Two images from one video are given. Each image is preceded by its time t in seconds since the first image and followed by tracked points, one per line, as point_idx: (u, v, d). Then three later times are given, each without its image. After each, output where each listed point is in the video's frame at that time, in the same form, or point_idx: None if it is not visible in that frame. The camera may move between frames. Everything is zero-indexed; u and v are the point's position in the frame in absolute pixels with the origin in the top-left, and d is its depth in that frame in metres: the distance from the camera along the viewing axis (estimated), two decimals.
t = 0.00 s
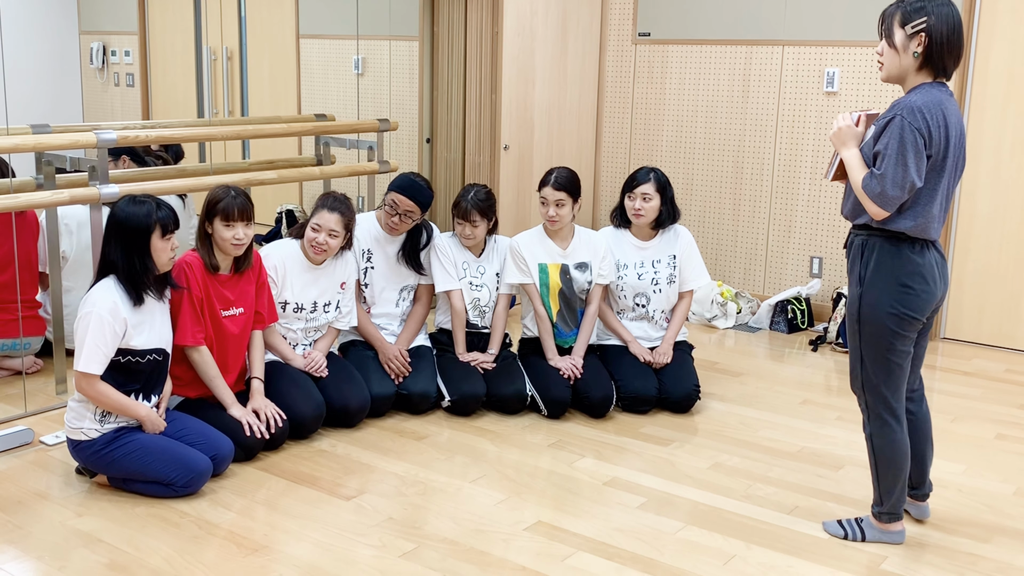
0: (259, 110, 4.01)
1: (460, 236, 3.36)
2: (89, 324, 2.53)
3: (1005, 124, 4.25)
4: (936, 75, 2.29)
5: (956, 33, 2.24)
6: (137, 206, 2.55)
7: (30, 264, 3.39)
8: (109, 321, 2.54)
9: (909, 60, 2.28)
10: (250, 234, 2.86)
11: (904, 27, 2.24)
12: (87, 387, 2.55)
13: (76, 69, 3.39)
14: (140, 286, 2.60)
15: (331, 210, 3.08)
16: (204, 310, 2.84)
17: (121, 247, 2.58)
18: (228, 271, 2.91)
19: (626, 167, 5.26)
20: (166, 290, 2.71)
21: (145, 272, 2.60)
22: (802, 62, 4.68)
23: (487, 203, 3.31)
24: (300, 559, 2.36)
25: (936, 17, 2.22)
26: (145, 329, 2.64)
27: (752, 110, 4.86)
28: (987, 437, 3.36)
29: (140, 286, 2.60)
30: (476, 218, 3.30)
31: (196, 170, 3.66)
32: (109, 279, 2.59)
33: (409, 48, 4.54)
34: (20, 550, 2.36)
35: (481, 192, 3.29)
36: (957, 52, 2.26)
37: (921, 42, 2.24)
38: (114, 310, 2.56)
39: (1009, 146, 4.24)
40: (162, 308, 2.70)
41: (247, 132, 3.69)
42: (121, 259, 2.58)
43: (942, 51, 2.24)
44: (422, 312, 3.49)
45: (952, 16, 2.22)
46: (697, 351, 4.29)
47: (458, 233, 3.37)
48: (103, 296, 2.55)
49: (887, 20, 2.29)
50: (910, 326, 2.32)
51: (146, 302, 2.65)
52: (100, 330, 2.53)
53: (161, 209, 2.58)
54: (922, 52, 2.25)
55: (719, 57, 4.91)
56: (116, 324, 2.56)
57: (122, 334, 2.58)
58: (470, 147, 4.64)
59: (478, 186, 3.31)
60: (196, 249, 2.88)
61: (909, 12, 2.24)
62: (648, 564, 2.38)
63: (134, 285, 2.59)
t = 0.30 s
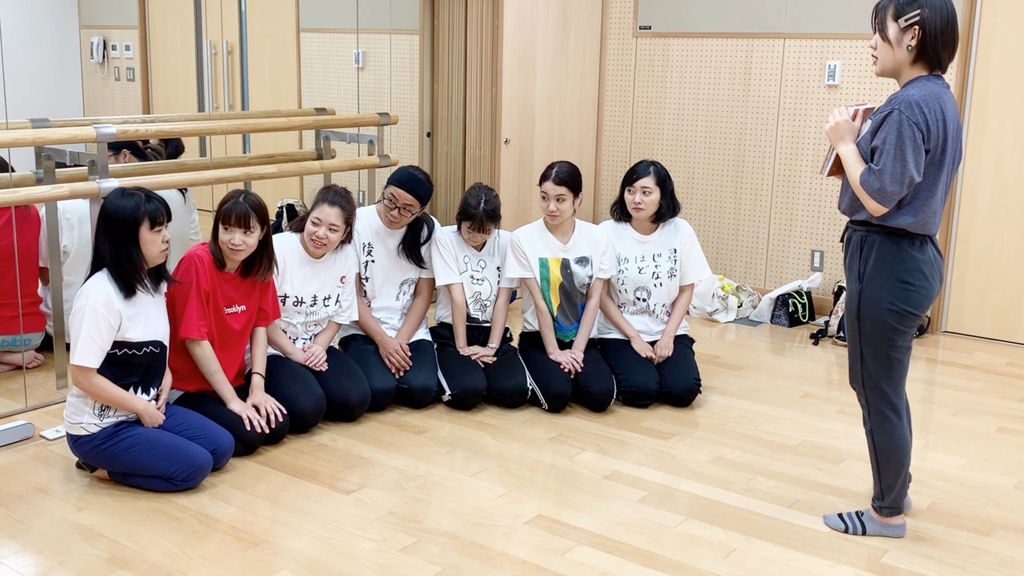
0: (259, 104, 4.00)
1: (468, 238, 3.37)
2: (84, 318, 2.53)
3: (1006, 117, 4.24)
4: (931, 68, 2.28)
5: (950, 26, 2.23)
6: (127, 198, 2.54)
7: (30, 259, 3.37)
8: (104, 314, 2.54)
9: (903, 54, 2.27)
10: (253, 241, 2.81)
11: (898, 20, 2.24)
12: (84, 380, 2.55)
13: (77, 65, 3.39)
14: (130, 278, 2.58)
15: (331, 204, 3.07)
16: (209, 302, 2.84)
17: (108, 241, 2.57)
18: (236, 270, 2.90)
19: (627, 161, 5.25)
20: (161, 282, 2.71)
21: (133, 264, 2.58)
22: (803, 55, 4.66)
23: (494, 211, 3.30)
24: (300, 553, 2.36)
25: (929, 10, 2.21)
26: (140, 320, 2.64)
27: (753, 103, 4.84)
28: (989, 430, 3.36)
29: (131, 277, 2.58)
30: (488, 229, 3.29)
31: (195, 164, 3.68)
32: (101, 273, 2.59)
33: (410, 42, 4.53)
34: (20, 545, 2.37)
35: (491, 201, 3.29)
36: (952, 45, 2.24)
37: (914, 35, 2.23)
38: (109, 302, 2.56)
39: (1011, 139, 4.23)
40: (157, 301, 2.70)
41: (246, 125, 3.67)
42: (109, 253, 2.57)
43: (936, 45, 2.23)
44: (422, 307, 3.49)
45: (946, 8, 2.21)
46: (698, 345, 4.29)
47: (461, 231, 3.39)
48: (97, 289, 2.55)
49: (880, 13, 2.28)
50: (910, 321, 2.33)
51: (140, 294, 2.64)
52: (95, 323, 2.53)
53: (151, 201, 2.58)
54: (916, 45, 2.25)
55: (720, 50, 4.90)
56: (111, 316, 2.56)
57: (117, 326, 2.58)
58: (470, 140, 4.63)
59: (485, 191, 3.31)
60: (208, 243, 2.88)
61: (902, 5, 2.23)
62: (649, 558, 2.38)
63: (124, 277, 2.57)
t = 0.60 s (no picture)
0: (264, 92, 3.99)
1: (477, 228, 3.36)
2: (86, 306, 2.52)
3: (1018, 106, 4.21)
4: (938, 56, 2.26)
5: (956, 13, 2.21)
6: (125, 184, 2.54)
7: (38, 246, 3.37)
8: (106, 302, 2.54)
9: (908, 41, 2.25)
10: (259, 228, 2.79)
11: (903, 7, 2.22)
12: (87, 367, 2.55)
13: (85, 52, 3.40)
14: (131, 265, 2.58)
15: (340, 199, 3.07)
16: (218, 289, 2.85)
17: (106, 227, 2.56)
18: (245, 257, 2.90)
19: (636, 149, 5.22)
20: (164, 269, 2.71)
21: (131, 250, 2.57)
22: (813, 43, 4.63)
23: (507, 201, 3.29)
24: (306, 541, 2.36)
25: None
26: (143, 307, 2.64)
27: (763, 91, 4.81)
28: (998, 421, 3.34)
29: (130, 264, 2.58)
30: (501, 217, 3.29)
31: (202, 152, 3.69)
32: (102, 261, 2.58)
33: (417, 29, 4.51)
34: (28, 532, 2.37)
35: (503, 187, 3.28)
36: (958, 33, 2.22)
37: (920, 23, 2.22)
38: (111, 289, 2.56)
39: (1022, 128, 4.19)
40: (159, 287, 2.70)
41: (254, 112, 3.68)
42: (107, 239, 2.57)
43: (942, 33, 2.21)
44: (430, 295, 3.48)
45: None
46: (706, 334, 4.27)
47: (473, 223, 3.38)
48: (99, 277, 2.55)
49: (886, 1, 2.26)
50: (920, 312, 2.31)
51: (141, 281, 2.64)
52: (98, 310, 2.53)
53: (148, 187, 2.57)
54: (921, 33, 2.23)
55: (730, 38, 4.86)
56: (114, 304, 2.56)
57: (120, 313, 2.58)
58: (478, 128, 4.59)
59: (498, 182, 3.30)
60: (216, 230, 2.88)
61: None
62: (655, 548, 2.38)
63: (125, 264, 2.57)
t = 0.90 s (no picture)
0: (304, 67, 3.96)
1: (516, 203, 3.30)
2: (128, 283, 2.51)
3: None
4: (1000, 31, 2.16)
5: None
6: (165, 160, 2.52)
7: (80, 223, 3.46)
8: (148, 278, 2.52)
9: (969, 15, 2.15)
10: (301, 203, 2.75)
11: None
12: (128, 343, 2.53)
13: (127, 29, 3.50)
14: (173, 241, 2.55)
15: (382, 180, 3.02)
16: (262, 267, 2.82)
17: (147, 203, 2.53)
18: (288, 233, 2.85)
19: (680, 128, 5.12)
20: (206, 247, 2.68)
21: (173, 226, 2.54)
22: (865, 20, 4.50)
23: (552, 176, 3.24)
24: (348, 522, 2.33)
25: None
26: (185, 284, 2.62)
27: (812, 70, 4.69)
28: None
29: (171, 240, 2.54)
30: (536, 189, 3.24)
31: (244, 129, 3.62)
32: (144, 237, 2.56)
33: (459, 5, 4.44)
34: (70, 508, 2.36)
35: (547, 162, 3.23)
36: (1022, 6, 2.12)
37: None
38: (154, 265, 2.53)
39: None
40: (201, 264, 2.67)
41: (297, 89, 3.66)
42: (148, 215, 2.54)
43: (1006, 5, 2.11)
44: (472, 276, 3.43)
45: None
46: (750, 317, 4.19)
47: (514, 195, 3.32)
48: (141, 253, 2.52)
49: None
50: (981, 296, 2.22)
51: (183, 258, 2.61)
52: (140, 287, 2.51)
53: (188, 163, 2.54)
54: (982, 6, 2.13)
55: (779, 15, 4.75)
56: (156, 280, 2.54)
57: (162, 290, 2.56)
58: (519, 108, 4.47)
59: (546, 158, 3.25)
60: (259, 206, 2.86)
61: None
62: (704, 535, 2.32)
63: (167, 240, 2.54)
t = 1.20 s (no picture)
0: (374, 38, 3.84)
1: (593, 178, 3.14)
2: (201, 260, 2.39)
3: None
4: None
5: None
6: (239, 132, 2.42)
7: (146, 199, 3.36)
8: (222, 256, 2.40)
9: None
10: (376, 180, 2.63)
11: None
12: (200, 324, 2.43)
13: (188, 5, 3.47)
14: (246, 218, 2.44)
15: (451, 158, 2.88)
16: (334, 246, 2.70)
17: (220, 177, 2.44)
18: (361, 210, 2.74)
19: (758, 102, 4.91)
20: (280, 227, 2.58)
21: (246, 202, 2.44)
22: None
23: (630, 149, 3.09)
24: (425, 515, 2.21)
25: None
26: (260, 265, 2.50)
27: (901, 41, 4.43)
28: None
29: (244, 217, 2.44)
30: (613, 162, 3.08)
31: (312, 103, 3.52)
32: (217, 215, 2.46)
33: None
34: (138, 495, 2.27)
35: (625, 135, 3.07)
36: None
37: None
38: (227, 244, 2.42)
39: None
40: (275, 243, 2.56)
41: (365, 61, 3.50)
42: (221, 191, 2.44)
43: None
44: (546, 255, 3.27)
45: None
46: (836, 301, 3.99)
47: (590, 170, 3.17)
48: (215, 230, 2.42)
49: None
50: None
51: (257, 237, 2.50)
52: (214, 266, 2.40)
53: (263, 137, 2.43)
54: None
55: None
56: (230, 259, 2.42)
57: (236, 270, 2.45)
58: (591, 79, 4.42)
59: (623, 129, 3.09)
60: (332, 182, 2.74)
61: None
62: (805, 538, 2.16)
63: (242, 217, 2.44)
